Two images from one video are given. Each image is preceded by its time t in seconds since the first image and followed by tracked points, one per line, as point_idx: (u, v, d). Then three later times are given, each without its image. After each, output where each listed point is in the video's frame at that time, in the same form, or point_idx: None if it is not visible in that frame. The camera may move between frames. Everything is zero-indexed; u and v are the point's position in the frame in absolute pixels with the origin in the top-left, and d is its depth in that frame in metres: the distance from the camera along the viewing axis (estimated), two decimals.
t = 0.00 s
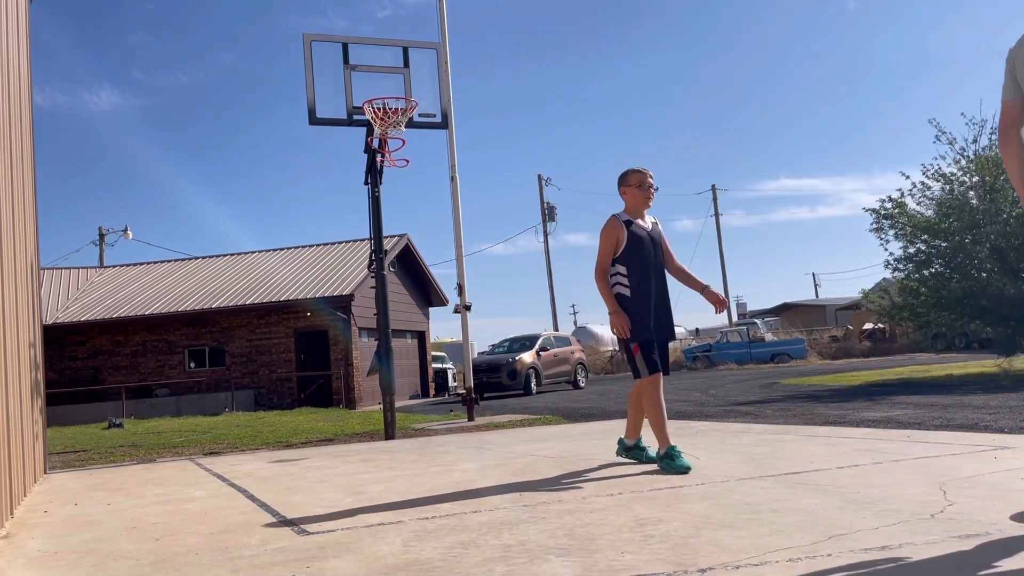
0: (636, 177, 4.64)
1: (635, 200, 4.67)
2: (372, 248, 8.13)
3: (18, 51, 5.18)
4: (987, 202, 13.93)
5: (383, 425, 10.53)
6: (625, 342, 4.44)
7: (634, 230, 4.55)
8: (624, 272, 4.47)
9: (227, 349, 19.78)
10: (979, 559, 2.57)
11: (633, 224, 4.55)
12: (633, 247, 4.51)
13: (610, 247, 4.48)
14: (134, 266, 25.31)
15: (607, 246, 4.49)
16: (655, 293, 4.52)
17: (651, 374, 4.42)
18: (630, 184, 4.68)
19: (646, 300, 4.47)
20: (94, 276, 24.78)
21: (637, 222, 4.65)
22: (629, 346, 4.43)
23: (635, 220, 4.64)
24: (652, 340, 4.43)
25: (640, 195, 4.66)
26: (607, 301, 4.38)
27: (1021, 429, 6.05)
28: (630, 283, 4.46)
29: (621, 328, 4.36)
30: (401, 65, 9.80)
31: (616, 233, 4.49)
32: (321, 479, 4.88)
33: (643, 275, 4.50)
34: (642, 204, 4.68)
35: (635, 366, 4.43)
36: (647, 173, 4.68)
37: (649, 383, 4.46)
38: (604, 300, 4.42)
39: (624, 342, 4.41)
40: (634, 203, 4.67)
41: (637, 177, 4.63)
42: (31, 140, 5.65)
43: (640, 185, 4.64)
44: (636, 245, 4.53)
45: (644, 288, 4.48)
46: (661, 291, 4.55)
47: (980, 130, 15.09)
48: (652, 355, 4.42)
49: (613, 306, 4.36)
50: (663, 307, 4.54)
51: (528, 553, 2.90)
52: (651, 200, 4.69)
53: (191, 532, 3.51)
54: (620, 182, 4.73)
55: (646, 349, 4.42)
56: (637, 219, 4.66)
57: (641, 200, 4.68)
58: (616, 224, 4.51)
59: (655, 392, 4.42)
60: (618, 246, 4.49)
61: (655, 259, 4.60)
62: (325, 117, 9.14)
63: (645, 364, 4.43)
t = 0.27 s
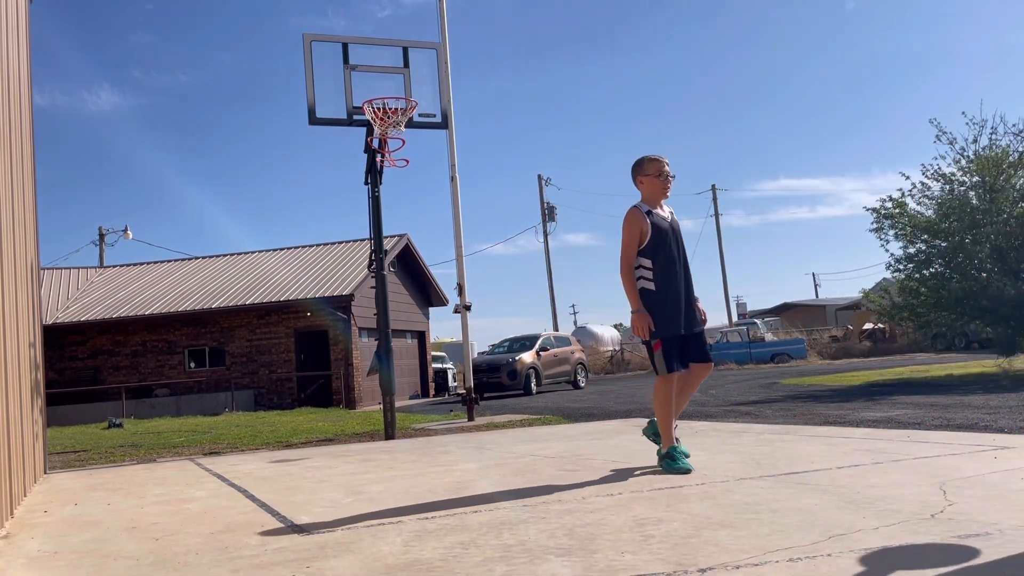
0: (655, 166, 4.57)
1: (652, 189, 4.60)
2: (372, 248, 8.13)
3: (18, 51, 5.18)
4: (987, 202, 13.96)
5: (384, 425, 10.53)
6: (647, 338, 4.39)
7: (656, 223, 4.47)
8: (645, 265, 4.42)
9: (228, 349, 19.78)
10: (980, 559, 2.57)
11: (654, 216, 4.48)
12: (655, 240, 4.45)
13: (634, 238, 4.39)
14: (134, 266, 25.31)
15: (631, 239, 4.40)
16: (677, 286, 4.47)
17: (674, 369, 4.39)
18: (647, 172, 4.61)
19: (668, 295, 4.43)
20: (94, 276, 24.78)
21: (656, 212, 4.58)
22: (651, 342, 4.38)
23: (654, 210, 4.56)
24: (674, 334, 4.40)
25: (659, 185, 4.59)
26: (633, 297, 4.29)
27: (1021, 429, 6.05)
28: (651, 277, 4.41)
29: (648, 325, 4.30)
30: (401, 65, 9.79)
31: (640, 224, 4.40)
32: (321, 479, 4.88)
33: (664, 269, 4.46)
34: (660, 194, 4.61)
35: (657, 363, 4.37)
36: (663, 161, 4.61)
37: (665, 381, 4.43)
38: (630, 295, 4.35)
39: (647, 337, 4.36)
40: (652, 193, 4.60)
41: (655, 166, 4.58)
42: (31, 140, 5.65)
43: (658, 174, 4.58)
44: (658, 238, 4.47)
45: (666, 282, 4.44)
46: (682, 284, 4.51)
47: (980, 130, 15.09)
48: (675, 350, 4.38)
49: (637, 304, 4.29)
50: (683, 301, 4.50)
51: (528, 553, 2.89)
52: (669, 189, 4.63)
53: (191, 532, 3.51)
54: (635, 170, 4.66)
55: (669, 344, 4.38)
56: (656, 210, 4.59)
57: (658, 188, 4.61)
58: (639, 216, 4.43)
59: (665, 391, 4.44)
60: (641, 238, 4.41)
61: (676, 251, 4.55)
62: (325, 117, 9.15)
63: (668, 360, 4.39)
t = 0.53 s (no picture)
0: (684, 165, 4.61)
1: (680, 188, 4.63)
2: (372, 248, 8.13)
3: (18, 51, 5.18)
4: (987, 202, 13.97)
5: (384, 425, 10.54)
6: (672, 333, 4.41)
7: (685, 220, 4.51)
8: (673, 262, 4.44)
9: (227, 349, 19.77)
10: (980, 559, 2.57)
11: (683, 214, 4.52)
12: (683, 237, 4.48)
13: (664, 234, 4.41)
14: (134, 266, 25.31)
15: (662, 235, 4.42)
16: (702, 284, 4.51)
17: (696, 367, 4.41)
18: (676, 172, 4.64)
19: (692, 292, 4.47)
20: (94, 276, 24.79)
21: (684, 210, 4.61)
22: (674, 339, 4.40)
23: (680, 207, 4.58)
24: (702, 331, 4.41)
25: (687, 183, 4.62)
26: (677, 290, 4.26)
27: (1021, 429, 6.05)
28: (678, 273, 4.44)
29: (688, 318, 4.24)
30: (401, 65, 9.79)
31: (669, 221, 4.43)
32: (321, 478, 4.88)
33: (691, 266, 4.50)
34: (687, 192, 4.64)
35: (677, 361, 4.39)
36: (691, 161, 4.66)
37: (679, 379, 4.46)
38: (668, 287, 4.31)
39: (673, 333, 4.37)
40: (680, 191, 4.63)
41: (685, 165, 4.61)
42: (31, 141, 5.65)
43: (688, 173, 4.61)
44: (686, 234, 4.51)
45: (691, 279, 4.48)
46: (708, 282, 4.54)
47: (981, 130, 15.07)
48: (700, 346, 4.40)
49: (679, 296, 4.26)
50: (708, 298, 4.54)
51: (528, 553, 2.89)
52: (697, 189, 4.67)
53: (191, 532, 3.51)
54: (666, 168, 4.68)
55: (692, 343, 4.39)
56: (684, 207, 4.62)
57: (686, 187, 4.64)
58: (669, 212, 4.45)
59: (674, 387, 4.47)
60: (672, 234, 4.44)
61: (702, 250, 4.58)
62: (325, 117, 9.16)
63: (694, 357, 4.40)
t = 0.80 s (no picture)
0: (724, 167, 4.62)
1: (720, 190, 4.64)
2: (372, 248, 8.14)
3: (18, 50, 5.18)
4: (987, 203, 13.97)
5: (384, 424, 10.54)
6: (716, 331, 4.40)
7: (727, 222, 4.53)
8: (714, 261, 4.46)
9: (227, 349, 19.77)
10: (980, 559, 2.57)
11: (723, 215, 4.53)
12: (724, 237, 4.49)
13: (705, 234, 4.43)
14: (134, 266, 25.32)
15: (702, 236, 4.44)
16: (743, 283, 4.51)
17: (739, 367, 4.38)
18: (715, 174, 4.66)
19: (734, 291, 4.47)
20: (94, 276, 24.79)
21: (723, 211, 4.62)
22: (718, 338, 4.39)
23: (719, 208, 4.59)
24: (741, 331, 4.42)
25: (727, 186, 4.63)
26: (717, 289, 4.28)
27: (1021, 429, 6.05)
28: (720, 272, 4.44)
29: (733, 316, 4.27)
30: (401, 65, 9.80)
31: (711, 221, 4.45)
32: (321, 478, 4.88)
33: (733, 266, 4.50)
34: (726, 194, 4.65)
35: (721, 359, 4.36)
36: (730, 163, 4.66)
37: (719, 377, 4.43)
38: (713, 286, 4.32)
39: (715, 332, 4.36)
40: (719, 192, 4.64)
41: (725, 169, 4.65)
42: (31, 140, 5.65)
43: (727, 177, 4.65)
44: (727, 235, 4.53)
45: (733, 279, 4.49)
46: (748, 284, 4.56)
47: (981, 130, 15.06)
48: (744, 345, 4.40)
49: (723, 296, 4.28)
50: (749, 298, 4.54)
51: (528, 553, 2.89)
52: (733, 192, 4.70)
53: (191, 532, 3.51)
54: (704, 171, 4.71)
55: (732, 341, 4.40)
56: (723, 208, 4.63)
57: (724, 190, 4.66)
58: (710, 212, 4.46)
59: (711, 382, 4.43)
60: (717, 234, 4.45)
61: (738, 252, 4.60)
62: (325, 117, 9.16)
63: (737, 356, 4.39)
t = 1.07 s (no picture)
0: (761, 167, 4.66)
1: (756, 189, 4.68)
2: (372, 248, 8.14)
3: (18, 49, 5.18)
4: (987, 202, 13.97)
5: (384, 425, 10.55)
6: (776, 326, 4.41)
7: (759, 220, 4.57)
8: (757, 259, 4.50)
9: (227, 349, 19.77)
10: (979, 558, 2.57)
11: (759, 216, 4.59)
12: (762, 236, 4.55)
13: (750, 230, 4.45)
14: (134, 266, 25.33)
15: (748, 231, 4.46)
16: (781, 282, 4.59)
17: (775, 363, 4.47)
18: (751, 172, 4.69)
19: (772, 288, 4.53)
20: (93, 276, 24.80)
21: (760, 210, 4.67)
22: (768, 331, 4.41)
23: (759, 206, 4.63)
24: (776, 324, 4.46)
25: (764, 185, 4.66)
26: (751, 288, 4.31)
27: (1020, 429, 6.06)
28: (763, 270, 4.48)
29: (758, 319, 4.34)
30: (401, 65, 9.79)
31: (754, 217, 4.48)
32: (321, 478, 4.88)
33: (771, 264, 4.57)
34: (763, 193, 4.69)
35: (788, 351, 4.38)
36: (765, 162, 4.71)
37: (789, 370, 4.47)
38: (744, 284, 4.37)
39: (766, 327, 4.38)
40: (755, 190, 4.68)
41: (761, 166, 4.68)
42: (31, 140, 5.65)
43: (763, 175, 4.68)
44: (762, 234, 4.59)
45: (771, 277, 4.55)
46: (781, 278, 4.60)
47: (981, 129, 15.04)
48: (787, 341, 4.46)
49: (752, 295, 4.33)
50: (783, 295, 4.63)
51: (527, 554, 2.89)
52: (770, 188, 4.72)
53: (191, 532, 3.51)
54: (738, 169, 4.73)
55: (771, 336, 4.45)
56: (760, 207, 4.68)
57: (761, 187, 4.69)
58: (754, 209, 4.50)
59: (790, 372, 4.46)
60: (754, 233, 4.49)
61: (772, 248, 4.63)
62: (325, 117, 9.17)
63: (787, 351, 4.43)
